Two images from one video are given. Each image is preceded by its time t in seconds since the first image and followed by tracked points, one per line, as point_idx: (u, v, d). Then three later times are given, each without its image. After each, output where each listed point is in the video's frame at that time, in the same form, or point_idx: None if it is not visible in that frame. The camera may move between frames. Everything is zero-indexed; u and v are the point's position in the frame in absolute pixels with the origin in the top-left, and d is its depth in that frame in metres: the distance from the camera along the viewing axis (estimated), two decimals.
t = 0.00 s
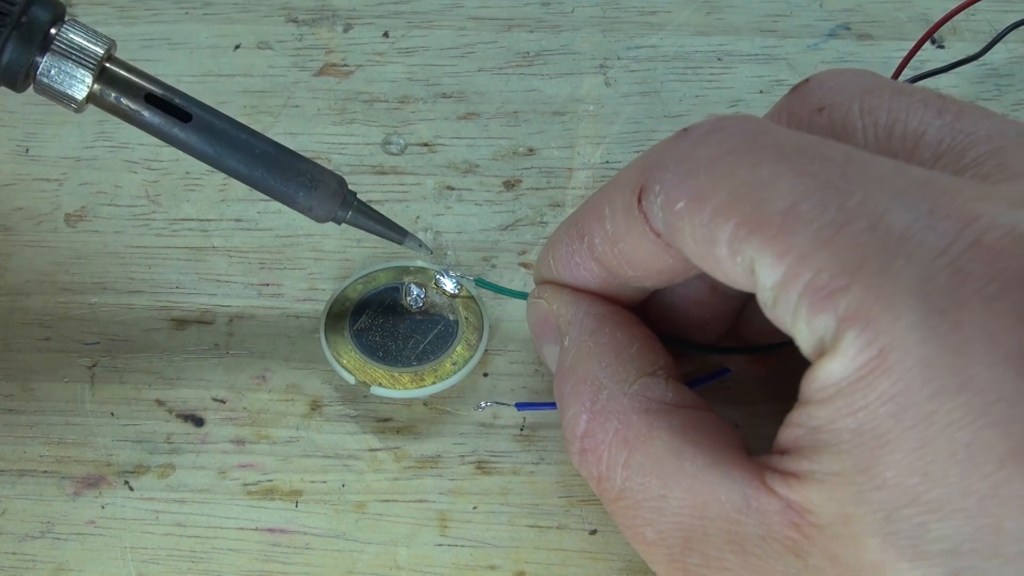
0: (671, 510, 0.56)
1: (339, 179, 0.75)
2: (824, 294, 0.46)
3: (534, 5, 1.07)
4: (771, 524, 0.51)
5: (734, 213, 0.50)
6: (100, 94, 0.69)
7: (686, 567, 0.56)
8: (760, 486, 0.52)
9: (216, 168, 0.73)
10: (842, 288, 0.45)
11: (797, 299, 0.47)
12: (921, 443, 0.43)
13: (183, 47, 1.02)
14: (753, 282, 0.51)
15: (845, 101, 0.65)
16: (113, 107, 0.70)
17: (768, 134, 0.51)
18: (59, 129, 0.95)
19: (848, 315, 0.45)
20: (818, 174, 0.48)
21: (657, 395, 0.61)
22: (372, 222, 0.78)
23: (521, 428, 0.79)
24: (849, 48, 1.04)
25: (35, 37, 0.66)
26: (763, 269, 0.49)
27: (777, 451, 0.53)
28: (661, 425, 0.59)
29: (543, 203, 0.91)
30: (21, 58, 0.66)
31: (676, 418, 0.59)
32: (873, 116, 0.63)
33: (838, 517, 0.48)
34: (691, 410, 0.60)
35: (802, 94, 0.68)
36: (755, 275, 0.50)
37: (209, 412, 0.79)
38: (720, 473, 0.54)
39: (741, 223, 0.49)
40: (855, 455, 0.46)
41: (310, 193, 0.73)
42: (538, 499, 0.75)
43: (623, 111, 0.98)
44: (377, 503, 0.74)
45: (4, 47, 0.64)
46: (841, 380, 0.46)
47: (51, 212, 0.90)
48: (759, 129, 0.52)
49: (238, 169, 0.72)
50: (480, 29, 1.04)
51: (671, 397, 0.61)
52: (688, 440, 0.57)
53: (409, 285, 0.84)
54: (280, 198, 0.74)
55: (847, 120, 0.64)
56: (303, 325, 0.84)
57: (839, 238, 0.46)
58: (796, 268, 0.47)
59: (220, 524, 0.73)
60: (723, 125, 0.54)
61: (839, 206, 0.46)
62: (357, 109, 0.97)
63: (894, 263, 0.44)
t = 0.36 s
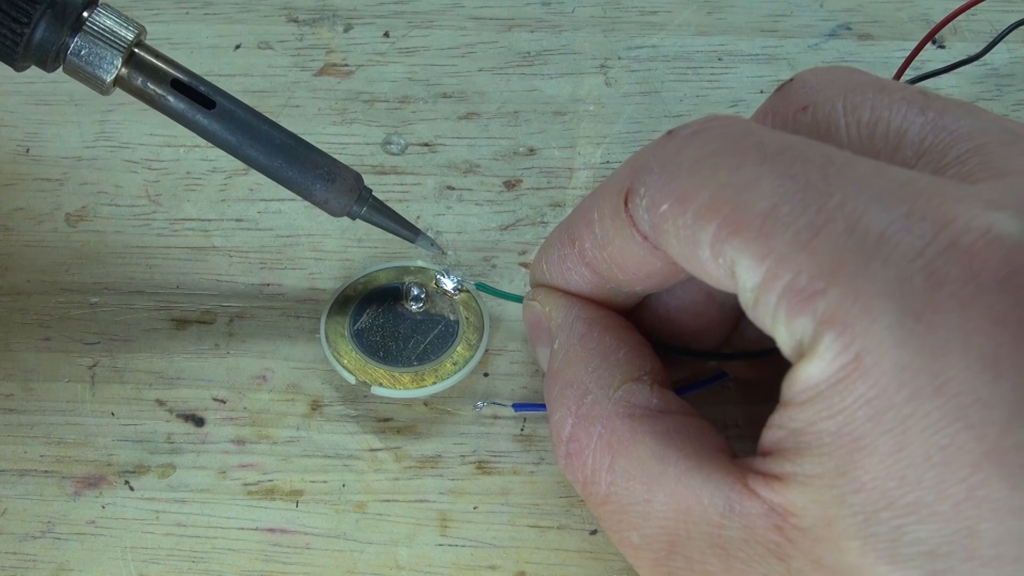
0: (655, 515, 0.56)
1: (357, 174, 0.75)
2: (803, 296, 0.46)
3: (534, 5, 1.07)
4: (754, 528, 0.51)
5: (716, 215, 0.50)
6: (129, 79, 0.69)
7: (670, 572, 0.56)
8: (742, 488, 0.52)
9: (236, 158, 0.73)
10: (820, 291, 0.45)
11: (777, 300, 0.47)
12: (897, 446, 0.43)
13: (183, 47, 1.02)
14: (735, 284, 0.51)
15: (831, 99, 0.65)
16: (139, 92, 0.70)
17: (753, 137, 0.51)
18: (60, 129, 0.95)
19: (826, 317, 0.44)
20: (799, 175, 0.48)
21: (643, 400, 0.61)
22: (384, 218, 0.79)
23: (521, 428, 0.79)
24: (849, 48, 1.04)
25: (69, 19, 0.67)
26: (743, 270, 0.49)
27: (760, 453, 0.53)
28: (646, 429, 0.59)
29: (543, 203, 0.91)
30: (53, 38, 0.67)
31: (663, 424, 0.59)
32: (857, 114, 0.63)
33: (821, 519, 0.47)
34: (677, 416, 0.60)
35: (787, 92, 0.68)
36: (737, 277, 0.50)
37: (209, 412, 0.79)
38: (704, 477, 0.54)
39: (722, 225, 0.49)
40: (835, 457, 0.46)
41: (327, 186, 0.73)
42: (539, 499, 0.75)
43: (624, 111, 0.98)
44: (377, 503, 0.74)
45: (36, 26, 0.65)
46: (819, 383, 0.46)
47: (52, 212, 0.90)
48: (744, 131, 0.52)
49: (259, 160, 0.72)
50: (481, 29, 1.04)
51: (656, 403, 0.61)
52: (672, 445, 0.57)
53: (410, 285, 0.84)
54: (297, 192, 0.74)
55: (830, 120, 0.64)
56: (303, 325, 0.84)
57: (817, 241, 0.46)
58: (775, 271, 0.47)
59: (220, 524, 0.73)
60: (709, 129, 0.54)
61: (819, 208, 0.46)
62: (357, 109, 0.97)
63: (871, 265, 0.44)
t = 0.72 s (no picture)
0: (653, 519, 0.56)
1: (357, 172, 0.75)
2: (797, 300, 0.46)
3: (534, 5, 1.07)
4: (749, 531, 0.51)
5: (711, 218, 0.50)
6: (128, 79, 0.69)
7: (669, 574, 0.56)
8: (738, 491, 0.51)
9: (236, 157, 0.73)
10: (814, 295, 0.45)
11: (771, 303, 0.47)
12: (891, 450, 0.43)
13: (183, 46, 1.02)
14: (731, 287, 0.51)
15: (827, 100, 0.65)
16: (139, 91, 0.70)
17: (748, 140, 0.51)
18: (60, 129, 0.95)
19: (819, 322, 0.44)
20: (793, 180, 0.48)
21: (639, 404, 0.61)
22: (386, 215, 0.78)
23: (521, 428, 0.79)
24: (849, 48, 1.04)
25: (70, 22, 0.67)
26: (739, 274, 0.49)
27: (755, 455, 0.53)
28: (643, 433, 0.59)
29: (544, 203, 0.91)
30: (54, 42, 0.67)
31: (660, 426, 0.59)
32: (852, 115, 0.63)
33: (815, 521, 0.47)
34: (674, 418, 0.60)
35: (784, 92, 0.68)
36: (732, 280, 0.50)
37: (209, 412, 0.79)
38: (701, 481, 0.54)
39: (717, 228, 0.50)
40: (829, 460, 0.46)
41: (328, 183, 0.73)
42: (539, 499, 0.75)
43: (624, 111, 0.98)
44: (377, 503, 0.74)
45: (37, 30, 0.65)
46: (815, 386, 0.45)
47: (52, 212, 0.90)
48: (739, 134, 0.52)
49: (260, 158, 0.72)
50: (481, 29, 1.04)
51: (653, 406, 0.61)
52: (668, 448, 0.57)
53: (409, 285, 0.84)
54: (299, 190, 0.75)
55: (827, 120, 0.65)
56: (303, 325, 0.84)
57: (810, 245, 0.46)
58: (769, 274, 0.47)
59: (221, 524, 0.73)
60: (704, 131, 0.54)
61: (812, 212, 0.46)
62: (357, 109, 0.97)
63: (864, 270, 0.44)
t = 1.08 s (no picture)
0: (650, 519, 0.56)
1: (349, 184, 0.75)
2: (791, 301, 0.46)
3: (534, 5, 1.07)
4: (745, 532, 0.51)
5: (706, 219, 0.50)
6: (116, 93, 0.69)
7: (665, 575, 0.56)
8: (734, 491, 0.52)
9: (227, 170, 0.73)
10: (809, 296, 0.45)
11: (766, 304, 0.47)
12: (886, 452, 0.43)
13: (183, 46, 1.02)
14: (726, 287, 0.51)
15: (823, 99, 0.65)
16: (127, 105, 0.70)
17: (744, 139, 0.51)
18: (60, 129, 0.95)
19: (814, 323, 0.44)
20: (788, 180, 0.47)
21: (635, 405, 0.61)
22: (379, 226, 0.79)
23: (521, 428, 0.79)
24: (849, 48, 1.04)
25: (57, 34, 0.67)
26: (734, 274, 0.49)
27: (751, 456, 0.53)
28: (639, 434, 0.59)
29: (543, 203, 0.91)
30: (40, 53, 0.67)
31: (656, 428, 0.59)
32: (848, 115, 0.63)
33: (811, 523, 0.47)
34: (670, 420, 0.60)
35: (781, 91, 0.68)
36: (727, 280, 0.50)
37: (209, 412, 0.79)
38: (697, 481, 0.54)
39: (712, 228, 0.49)
40: (824, 461, 0.46)
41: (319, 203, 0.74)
42: (538, 499, 0.75)
43: (624, 111, 0.98)
44: (377, 503, 0.74)
45: (22, 40, 0.65)
46: (809, 388, 0.45)
47: (52, 212, 0.90)
48: (735, 133, 0.52)
49: (252, 170, 0.72)
50: (481, 29, 1.04)
51: (649, 407, 0.61)
52: (665, 449, 0.57)
53: (409, 286, 0.84)
54: (291, 203, 0.74)
55: (824, 118, 0.64)
56: (303, 325, 0.84)
57: (806, 246, 0.45)
58: (764, 275, 0.47)
59: (220, 524, 0.73)
60: (701, 131, 0.53)
61: (806, 213, 0.46)
62: (357, 109, 0.97)
63: (858, 271, 0.44)
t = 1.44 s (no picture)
0: (644, 529, 0.56)
1: (345, 184, 0.75)
2: (788, 312, 0.45)
3: (534, 5, 1.07)
4: (740, 544, 0.51)
5: (704, 225, 0.49)
6: (108, 92, 0.69)
7: None
8: (728, 502, 0.52)
9: (222, 171, 0.73)
10: (806, 307, 0.44)
11: (762, 313, 0.47)
12: (883, 470, 0.42)
13: (183, 47, 1.02)
14: (721, 294, 0.51)
15: (823, 105, 0.64)
16: (119, 104, 0.70)
17: (744, 143, 0.50)
18: (60, 129, 0.95)
19: (811, 335, 0.44)
20: (787, 187, 0.47)
21: (629, 413, 0.61)
22: (375, 227, 0.78)
23: (521, 428, 0.79)
24: (849, 48, 1.04)
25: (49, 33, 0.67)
26: (730, 281, 0.48)
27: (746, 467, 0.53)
28: (633, 442, 0.58)
29: (543, 203, 0.91)
30: (31, 52, 0.66)
31: (650, 436, 0.59)
32: (847, 120, 0.62)
33: (808, 540, 0.47)
34: (665, 428, 0.59)
35: (779, 97, 0.68)
36: (723, 287, 0.50)
37: (209, 412, 0.79)
38: (691, 492, 0.54)
39: (710, 235, 0.49)
40: (819, 477, 0.46)
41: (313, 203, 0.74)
42: (538, 499, 0.75)
43: (623, 111, 0.98)
44: (377, 503, 0.74)
45: (13, 40, 0.65)
46: (804, 400, 0.45)
47: (52, 212, 0.90)
48: (735, 137, 0.51)
49: (246, 171, 0.72)
50: (481, 29, 1.04)
51: (645, 415, 0.61)
52: (659, 458, 0.56)
53: (409, 285, 0.84)
54: (286, 203, 0.74)
55: (822, 124, 0.64)
56: (303, 325, 0.84)
57: (803, 256, 0.45)
58: (760, 285, 0.46)
59: (220, 524, 0.73)
60: (701, 134, 0.53)
61: (805, 223, 0.46)
62: (357, 109, 0.97)
63: (856, 283, 0.43)
